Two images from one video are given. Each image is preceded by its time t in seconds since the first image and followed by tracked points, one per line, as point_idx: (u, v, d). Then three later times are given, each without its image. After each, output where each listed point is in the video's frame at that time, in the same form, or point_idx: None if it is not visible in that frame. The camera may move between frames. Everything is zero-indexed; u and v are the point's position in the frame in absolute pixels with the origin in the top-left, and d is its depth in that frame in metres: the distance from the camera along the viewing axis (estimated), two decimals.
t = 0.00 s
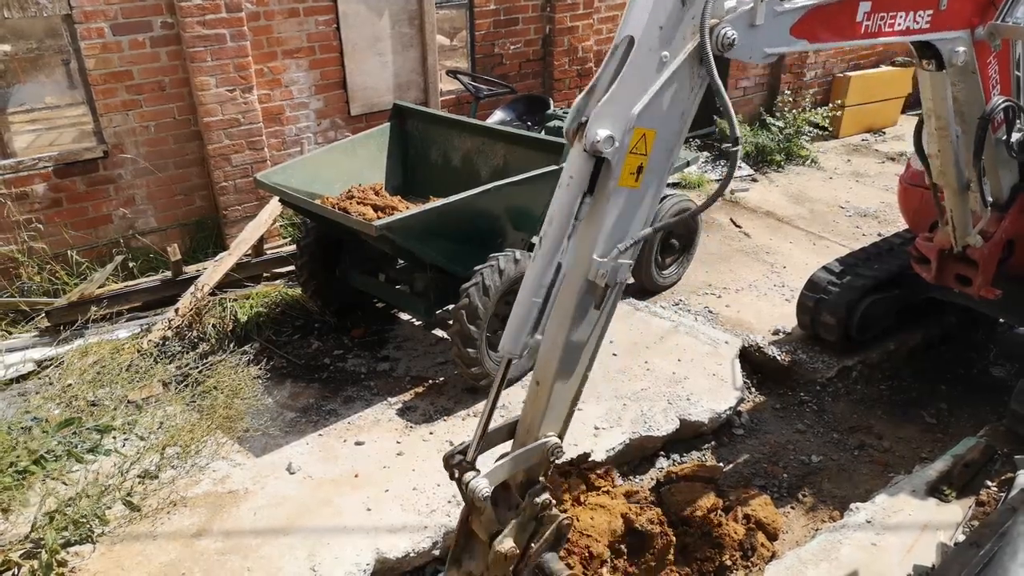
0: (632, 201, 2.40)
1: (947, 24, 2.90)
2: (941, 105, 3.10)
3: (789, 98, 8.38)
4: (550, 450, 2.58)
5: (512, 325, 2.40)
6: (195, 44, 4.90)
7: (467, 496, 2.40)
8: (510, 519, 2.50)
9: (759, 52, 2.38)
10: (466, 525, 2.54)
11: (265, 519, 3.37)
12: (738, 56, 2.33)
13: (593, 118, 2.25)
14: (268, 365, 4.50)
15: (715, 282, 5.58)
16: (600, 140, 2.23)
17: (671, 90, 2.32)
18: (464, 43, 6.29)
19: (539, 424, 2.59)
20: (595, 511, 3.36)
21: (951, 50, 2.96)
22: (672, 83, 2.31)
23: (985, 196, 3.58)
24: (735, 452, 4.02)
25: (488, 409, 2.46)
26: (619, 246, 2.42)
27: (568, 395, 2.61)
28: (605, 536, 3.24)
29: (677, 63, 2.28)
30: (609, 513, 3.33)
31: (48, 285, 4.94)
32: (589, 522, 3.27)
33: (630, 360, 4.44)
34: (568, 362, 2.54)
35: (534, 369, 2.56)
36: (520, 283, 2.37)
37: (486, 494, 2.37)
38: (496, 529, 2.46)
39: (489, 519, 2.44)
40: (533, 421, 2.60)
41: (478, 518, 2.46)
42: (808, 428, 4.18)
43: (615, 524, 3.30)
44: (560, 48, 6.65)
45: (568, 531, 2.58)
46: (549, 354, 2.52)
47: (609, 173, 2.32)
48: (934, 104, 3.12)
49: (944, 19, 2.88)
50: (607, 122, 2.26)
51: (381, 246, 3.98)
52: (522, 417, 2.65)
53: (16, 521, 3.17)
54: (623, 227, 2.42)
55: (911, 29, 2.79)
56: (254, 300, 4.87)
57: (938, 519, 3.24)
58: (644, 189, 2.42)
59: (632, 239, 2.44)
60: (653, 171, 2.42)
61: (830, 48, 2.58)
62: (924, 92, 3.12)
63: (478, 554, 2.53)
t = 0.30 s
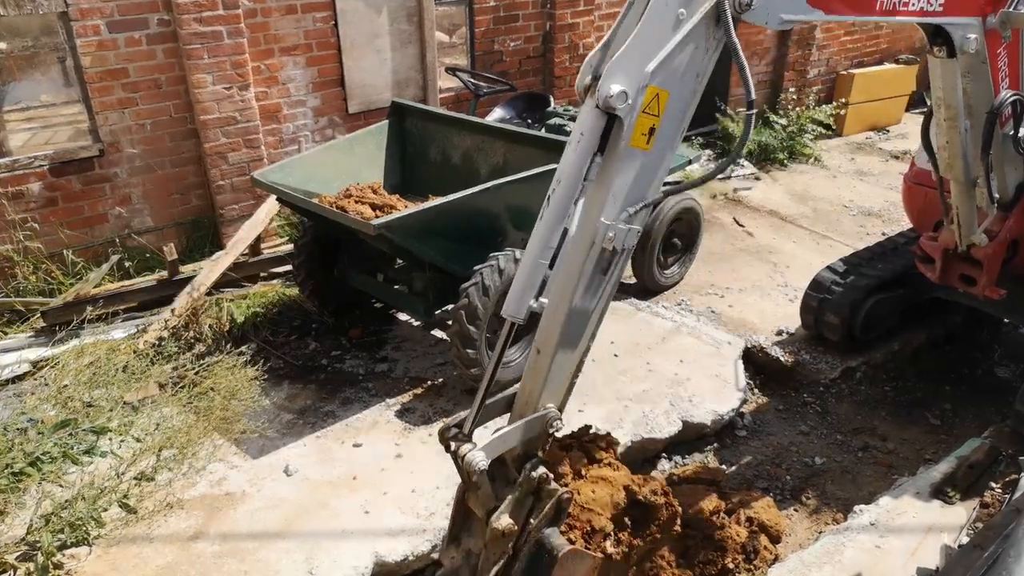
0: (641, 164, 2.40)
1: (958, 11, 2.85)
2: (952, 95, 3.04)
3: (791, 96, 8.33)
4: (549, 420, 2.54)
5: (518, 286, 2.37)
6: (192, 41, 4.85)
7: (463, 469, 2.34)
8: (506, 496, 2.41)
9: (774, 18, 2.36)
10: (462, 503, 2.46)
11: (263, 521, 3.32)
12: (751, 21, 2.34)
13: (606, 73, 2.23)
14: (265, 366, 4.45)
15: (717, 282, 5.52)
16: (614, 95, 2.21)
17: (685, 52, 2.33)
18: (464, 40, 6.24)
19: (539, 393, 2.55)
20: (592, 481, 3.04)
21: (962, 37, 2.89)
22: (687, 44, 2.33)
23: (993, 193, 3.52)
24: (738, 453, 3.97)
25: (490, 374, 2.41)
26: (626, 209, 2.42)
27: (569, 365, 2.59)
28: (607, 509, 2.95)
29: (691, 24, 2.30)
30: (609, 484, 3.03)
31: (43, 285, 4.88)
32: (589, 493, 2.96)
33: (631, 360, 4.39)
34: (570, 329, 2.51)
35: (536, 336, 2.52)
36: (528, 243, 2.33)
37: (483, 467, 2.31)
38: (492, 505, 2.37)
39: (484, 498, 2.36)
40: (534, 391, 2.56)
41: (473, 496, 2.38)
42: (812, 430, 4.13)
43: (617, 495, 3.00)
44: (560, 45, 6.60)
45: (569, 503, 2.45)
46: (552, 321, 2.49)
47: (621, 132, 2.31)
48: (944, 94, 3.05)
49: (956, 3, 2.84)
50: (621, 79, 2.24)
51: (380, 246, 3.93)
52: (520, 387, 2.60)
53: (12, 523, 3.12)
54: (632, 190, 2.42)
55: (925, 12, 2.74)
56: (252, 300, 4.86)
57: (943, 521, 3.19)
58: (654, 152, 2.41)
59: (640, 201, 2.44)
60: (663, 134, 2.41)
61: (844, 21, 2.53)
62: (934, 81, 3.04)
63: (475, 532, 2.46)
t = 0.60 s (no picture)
0: (650, 126, 2.44)
1: None
2: (954, 87, 3.07)
3: (790, 97, 8.36)
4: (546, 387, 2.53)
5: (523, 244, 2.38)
6: (194, 43, 4.88)
7: (461, 436, 2.36)
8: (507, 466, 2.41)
9: None
10: (463, 474, 2.50)
11: (265, 520, 3.35)
12: None
13: (620, 32, 2.31)
14: (267, 365, 4.48)
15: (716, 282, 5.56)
16: (627, 52, 2.29)
17: (696, 19, 2.43)
18: (464, 42, 6.27)
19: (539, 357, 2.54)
20: (592, 446, 2.79)
21: (967, 28, 2.89)
22: (697, 11, 2.43)
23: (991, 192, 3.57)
24: (736, 452, 4.01)
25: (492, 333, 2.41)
26: (634, 172, 2.46)
27: (571, 332, 2.59)
28: (609, 474, 2.70)
29: None
30: (611, 449, 2.78)
31: (46, 284, 4.93)
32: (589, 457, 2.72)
33: (630, 360, 4.42)
34: (574, 293, 2.52)
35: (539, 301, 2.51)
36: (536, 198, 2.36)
37: (481, 433, 2.33)
38: (490, 475, 2.40)
39: (486, 472, 2.40)
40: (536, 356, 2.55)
41: (473, 469, 2.41)
42: (809, 429, 4.17)
43: (619, 459, 2.75)
44: (560, 47, 6.64)
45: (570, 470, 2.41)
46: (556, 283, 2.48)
47: (632, 91, 2.37)
48: (946, 86, 3.09)
49: None
50: (634, 38, 2.32)
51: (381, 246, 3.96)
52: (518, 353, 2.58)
53: (15, 521, 3.15)
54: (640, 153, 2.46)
55: None
56: (254, 300, 4.86)
57: (940, 520, 3.23)
58: (663, 117, 2.47)
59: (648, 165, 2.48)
60: (672, 99, 2.48)
61: None
62: (937, 72, 3.07)
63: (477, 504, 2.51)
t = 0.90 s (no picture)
0: (661, 91, 2.45)
1: None
2: (960, 79, 3.08)
3: (790, 97, 8.36)
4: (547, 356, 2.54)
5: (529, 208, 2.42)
6: (194, 43, 4.88)
7: (459, 405, 2.35)
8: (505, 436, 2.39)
9: None
10: (461, 447, 2.49)
11: (265, 520, 3.35)
12: None
13: None
14: (267, 365, 4.48)
15: (715, 281, 5.56)
16: (641, 11, 2.27)
17: None
18: (464, 42, 6.28)
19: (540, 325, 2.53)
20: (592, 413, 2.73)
21: (974, 19, 2.88)
22: None
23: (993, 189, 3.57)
24: (736, 452, 4.01)
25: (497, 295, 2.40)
26: (643, 137, 2.45)
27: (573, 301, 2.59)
28: (610, 442, 2.65)
29: None
30: (612, 417, 2.72)
31: (47, 285, 4.93)
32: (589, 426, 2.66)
33: (630, 360, 4.42)
34: (577, 261, 2.52)
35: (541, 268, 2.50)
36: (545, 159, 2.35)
37: (479, 402, 2.32)
38: (487, 448, 2.39)
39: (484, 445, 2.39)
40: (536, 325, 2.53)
41: (471, 441, 2.40)
42: (809, 429, 4.17)
43: (620, 427, 2.71)
44: (560, 47, 6.64)
45: (569, 440, 2.41)
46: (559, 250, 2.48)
47: (643, 53, 2.37)
48: (950, 78, 3.10)
49: None
50: None
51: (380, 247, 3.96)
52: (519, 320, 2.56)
53: (14, 521, 3.15)
54: (648, 117, 2.46)
55: None
56: (254, 300, 4.85)
57: (940, 520, 3.22)
58: (673, 82, 2.47)
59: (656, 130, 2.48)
60: (683, 65, 2.48)
61: None
62: (943, 64, 3.09)
63: (475, 477, 2.49)
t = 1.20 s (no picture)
0: (670, 47, 2.53)
1: None
2: (965, 71, 3.09)
3: (790, 97, 8.35)
4: (537, 315, 2.56)
5: (533, 158, 2.49)
6: (194, 43, 4.88)
7: (445, 362, 2.38)
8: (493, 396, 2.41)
9: None
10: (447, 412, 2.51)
11: (265, 520, 3.35)
12: None
13: None
14: (267, 365, 4.48)
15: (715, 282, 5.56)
16: None
17: None
18: (464, 42, 6.27)
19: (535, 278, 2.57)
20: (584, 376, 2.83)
21: (981, 9, 2.88)
22: None
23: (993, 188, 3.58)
24: (736, 452, 4.00)
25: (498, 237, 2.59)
26: (649, 92, 2.53)
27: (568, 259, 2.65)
28: (602, 403, 2.74)
29: None
30: (604, 377, 2.80)
31: (47, 284, 4.93)
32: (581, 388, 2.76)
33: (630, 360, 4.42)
34: (576, 217, 2.59)
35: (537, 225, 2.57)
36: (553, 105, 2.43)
37: (465, 359, 2.35)
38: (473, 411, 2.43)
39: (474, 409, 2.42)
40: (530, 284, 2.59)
41: (459, 404, 2.42)
42: (809, 429, 4.17)
43: (612, 387, 2.79)
44: (560, 47, 6.63)
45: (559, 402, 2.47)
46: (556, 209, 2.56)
47: (655, 8, 2.45)
48: (956, 67, 3.10)
49: None
50: None
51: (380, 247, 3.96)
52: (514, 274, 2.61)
53: (14, 521, 3.15)
54: (657, 73, 2.53)
55: None
56: (254, 300, 4.85)
57: (940, 520, 3.22)
58: (683, 41, 2.55)
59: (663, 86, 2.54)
60: (694, 25, 2.56)
61: None
62: (949, 54, 3.07)
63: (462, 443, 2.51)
